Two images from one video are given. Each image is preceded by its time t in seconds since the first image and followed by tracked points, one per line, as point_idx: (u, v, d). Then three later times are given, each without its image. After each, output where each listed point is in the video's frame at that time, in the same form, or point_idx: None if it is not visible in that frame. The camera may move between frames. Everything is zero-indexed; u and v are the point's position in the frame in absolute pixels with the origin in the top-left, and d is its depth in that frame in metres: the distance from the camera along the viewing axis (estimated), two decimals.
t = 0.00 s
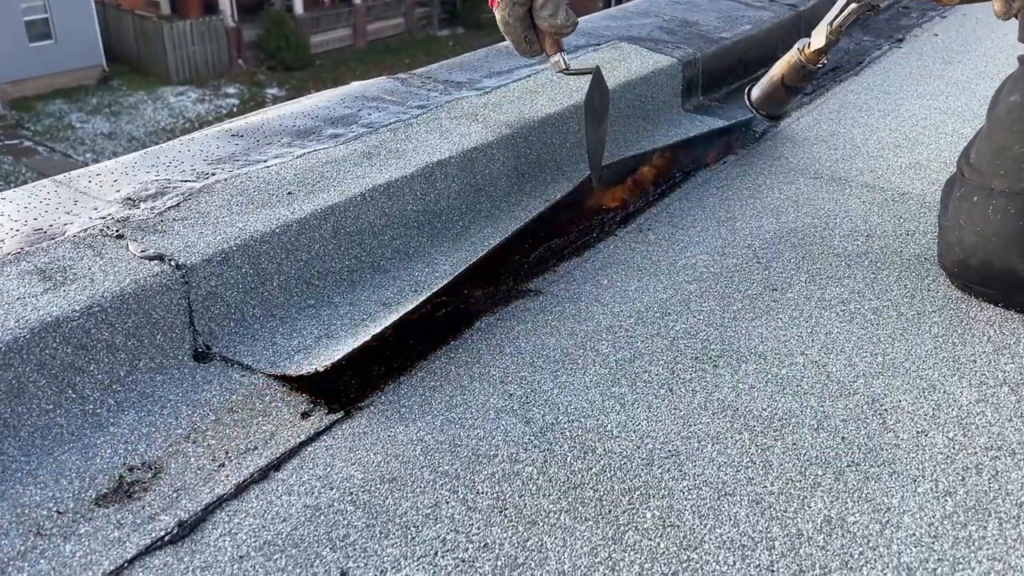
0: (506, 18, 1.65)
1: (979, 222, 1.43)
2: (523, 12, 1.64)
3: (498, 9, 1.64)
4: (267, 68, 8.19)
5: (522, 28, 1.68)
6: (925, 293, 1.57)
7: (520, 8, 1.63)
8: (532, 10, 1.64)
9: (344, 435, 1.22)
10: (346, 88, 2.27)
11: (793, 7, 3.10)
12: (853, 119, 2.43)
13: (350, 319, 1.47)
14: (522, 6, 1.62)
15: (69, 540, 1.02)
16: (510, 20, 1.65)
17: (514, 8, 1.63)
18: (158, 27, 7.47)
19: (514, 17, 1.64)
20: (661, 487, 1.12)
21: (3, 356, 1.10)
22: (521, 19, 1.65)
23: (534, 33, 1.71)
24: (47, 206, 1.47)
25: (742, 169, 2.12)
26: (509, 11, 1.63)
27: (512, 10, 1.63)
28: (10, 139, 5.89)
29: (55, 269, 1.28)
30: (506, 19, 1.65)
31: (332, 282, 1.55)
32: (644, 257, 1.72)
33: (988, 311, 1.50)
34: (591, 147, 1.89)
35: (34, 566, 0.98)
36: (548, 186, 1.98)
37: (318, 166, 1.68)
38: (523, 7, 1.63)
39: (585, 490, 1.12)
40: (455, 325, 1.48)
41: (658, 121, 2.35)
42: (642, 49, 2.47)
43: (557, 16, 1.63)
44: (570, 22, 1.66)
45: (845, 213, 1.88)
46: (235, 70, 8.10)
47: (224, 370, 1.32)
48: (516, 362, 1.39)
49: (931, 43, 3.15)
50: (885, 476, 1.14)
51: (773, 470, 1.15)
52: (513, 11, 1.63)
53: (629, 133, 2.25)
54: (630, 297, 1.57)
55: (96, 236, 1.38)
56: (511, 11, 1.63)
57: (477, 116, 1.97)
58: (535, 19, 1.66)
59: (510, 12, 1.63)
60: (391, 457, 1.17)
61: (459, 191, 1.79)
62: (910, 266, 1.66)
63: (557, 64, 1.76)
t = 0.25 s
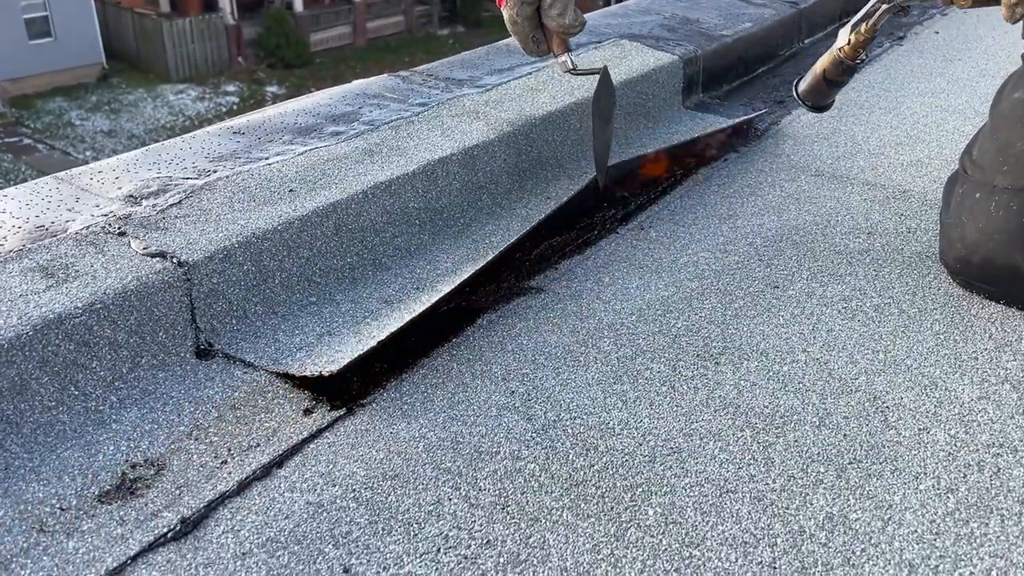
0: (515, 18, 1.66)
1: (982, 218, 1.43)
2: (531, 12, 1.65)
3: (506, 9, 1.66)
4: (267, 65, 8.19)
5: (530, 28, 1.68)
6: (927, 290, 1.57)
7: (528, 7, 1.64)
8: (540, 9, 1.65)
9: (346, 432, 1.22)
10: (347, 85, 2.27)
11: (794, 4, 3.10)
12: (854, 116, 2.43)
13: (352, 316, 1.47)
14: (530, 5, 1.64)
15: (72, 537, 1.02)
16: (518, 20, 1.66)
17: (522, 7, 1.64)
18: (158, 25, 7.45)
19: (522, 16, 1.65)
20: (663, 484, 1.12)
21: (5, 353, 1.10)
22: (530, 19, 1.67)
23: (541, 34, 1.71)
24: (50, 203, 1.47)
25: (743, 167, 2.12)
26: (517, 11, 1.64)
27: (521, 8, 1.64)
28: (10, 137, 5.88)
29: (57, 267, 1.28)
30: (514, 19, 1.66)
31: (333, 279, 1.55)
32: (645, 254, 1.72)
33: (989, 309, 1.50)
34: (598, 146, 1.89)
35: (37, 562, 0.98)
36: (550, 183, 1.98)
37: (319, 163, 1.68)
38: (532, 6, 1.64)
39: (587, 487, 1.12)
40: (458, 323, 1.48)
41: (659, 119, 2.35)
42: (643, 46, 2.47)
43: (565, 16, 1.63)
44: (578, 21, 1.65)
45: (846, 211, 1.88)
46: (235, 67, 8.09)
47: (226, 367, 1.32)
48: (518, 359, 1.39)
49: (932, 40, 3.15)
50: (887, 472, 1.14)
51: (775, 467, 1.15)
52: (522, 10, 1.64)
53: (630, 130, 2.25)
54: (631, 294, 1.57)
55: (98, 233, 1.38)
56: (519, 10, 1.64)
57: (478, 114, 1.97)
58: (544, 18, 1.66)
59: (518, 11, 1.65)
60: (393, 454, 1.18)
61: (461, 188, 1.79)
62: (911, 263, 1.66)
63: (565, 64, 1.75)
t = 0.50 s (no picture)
0: (522, 16, 1.65)
1: (983, 214, 1.42)
2: (538, 10, 1.65)
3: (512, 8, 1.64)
4: (266, 62, 8.15)
5: (535, 25, 1.67)
6: (926, 287, 1.57)
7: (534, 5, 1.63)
8: (546, 8, 1.64)
9: (343, 430, 1.21)
10: (345, 82, 2.26)
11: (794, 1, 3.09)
12: (854, 113, 2.42)
13: (349, 314, 1.46)
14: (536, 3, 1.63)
15: (67, 535, 1.01)
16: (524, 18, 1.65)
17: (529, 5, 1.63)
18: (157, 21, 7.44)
19: (529, 15, 1.65)
20: (661, 481, 1.12)
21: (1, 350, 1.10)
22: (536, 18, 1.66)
23: (545, 32, 1.70)
24: (46, 200, 1.46)
25: (743, 164, 2.11)
26: (524, 9, 1.64)
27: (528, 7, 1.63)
28: (9, 134, 5.87)
29: (54, 263, 1.27)
30: (520, 16, 1.65)
31: (331, 276, 1.54)
32: (644, 251, 1.72)
33: (990, 306, 1.49)
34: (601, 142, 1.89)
35: (32, 560, 0.98)
36: (549, 180, 1.97)
37: (317, 159, 1.68)
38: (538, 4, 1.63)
39: (585, 484, 1.11)
40: (456, 320, 1.47)
41: (658, 115, 2.34)
42: (642, 43, 2.46)
43: (570, 14, 1.63)
44: (584, 20, 1.65)
45: (846, 207, 1.88)
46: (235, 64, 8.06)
47: (223, 364, 1.32)
48: (516, 356, 1.38)
49: (932, 37, 3.14)
50: (887, 470, 1.13)
51: (774, 465, 1.15)
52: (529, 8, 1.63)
53: (630, 127, 2.24)
54: (630, 291, 1.57)
55: (94, 230, 1.37)
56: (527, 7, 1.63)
57: (477, 110, 1.96)
58: (549, 17, 1.66)
59: (525, 10, 1.64)
60: (391, 451, 1.17)
61: (459, 185, 1.78)
62: (911, 260, 1.65)
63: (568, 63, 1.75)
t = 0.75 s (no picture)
0: (522, 15, 1.65)
1: (982, 211, 1.42)
2: (538, 9, 1.64)
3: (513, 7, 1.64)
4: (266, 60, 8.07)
5: (535, 23, 1.67)
6: (926, 284, 1.56)
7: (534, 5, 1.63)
8: (546, 6, 1.64)
9: (343, 427, 1.21)
10: (345, 79, 2.26)
11: None
12: (853, 110, 2.42)
13: (349, 311, 1.46)
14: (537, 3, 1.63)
15: (66, 532, 1.01)
16: (525, 17, 1.65)
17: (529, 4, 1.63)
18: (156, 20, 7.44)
19: (529, 14, 1.64)
20: (660, 478, 1.12)
21: None
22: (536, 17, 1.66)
23: (545, 29, 1.69)
24: (45, 197, 1.46)
25: (742, 161, 2.11)
26: (525, 8, 1.63)
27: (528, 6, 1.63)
28: (8, 132, 5.86)
29: (52, 261, 1.27)
30: (520, 15, 1.64)
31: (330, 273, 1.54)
32: (644, 248, 1.71)
33: (989, 303, 1.49)
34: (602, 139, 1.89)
35: (31, 558, 0.98)
36: (548, 177, 1.97)
37: (316, 157, 1.68)
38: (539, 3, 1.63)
39: (584, 482, 1.11)
40: (456, 317, 1.47)
41: (658, 112, 2.34)
42: (641, 40, 2.46)
43: (570, 12, 1.63)
44: (584, 18, 1.65)
45: (845, 205, 1.87)
46: (235, 62, 8.00)
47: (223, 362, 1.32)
48: (516, 354, 1.38)
49: (932, 34, 3.13)
50: (886, 467, 1.13)
51: (773, 462, 1.15)
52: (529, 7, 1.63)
53: (629, 124, 2.24)
54: (629, 289, 1.57)
55: (93, 227, 1.37)
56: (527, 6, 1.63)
57: (476, 108, 1.96)
58: (549, 15, 1.65)
59: (525, 9, 1.63)
60: (390, 449, 1.17)
61: (458, 182, 1.78)
62: (910, 258, 1.65)
63: (569, 60, 1.75)
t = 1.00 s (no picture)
0: (523, 14, 1.65)
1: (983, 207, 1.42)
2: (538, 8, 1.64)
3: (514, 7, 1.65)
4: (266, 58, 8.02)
5: (535, 23, 1.67)
6: (927, 281, 1.56)
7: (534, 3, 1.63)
8: (546, 6, 1.64)
9: (343, 423, 1.21)
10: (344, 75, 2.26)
11: None
12: (853, 107, 2.41)
13: (348, 308, 1.46)
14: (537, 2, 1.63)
15: (65, 529, 1.01)
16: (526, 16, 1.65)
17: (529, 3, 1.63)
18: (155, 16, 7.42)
19: (530, 13, 1.64)
20: (660, 475, 1.12)
21: None
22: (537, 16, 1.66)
23: (547, 30, 1.69)
24: (44, 194, 1.46)
25: (743, 157, 2.10)
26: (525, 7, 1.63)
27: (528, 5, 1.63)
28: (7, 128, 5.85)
29: (51, 257, 1.27)
30: (521, 14, 1.65)
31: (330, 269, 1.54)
32: (644, 244, 1.71)
33: (989, 299, 1.49)
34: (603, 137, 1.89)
35: (31, 555, 0.98)
36: (548, 174, 1.97)
37: (316, 153, 1.67)
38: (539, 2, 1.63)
39: (584, 478, 1.11)
40: (456, 313, 1.47)
41: (658, 109, 2.34)
42: (641, 36, 2.46)
43: (570, 10, 1.62)
44: (584, 17, 1.64)
45: (845, 201, 1.87)
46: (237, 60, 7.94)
47: (222, 359, 1.31)
48: (515, 350, 1.38)
49: (932, 30, 3.13)
50: (886, 464, 1.13)
51: (773, 458, 1.15)
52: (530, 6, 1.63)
53: (629, 121, 2.23)
54: (629, 285, 1.56)
55: (92, 224, 1.37)
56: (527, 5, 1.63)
57: (476, 104, 1.95)
58: (549, 15, 1.65)
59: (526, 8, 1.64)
60: (390, 445, 1.17)
61: (458, 179, 1.78)
62: (910, 254, 1.65)
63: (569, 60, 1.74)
